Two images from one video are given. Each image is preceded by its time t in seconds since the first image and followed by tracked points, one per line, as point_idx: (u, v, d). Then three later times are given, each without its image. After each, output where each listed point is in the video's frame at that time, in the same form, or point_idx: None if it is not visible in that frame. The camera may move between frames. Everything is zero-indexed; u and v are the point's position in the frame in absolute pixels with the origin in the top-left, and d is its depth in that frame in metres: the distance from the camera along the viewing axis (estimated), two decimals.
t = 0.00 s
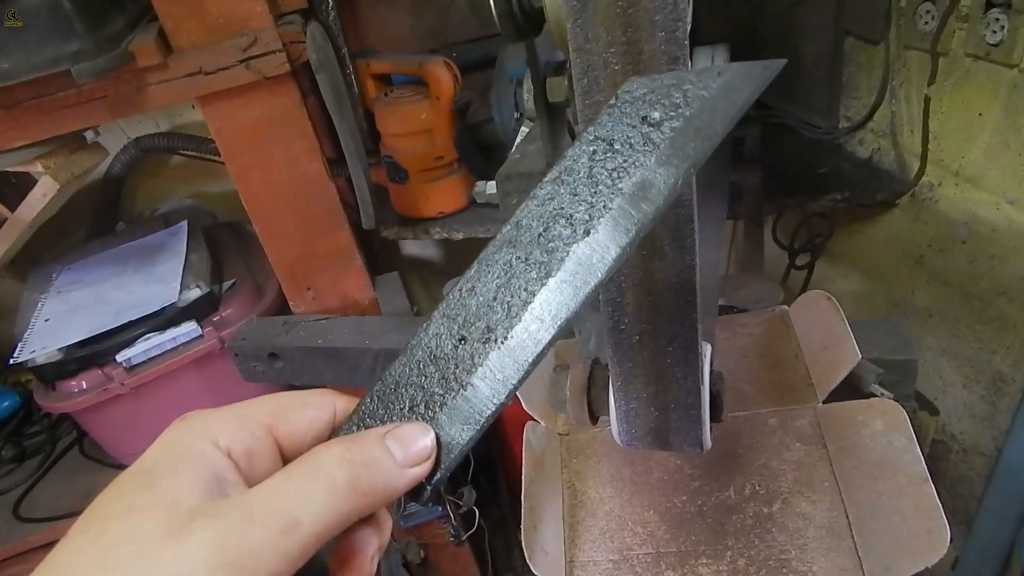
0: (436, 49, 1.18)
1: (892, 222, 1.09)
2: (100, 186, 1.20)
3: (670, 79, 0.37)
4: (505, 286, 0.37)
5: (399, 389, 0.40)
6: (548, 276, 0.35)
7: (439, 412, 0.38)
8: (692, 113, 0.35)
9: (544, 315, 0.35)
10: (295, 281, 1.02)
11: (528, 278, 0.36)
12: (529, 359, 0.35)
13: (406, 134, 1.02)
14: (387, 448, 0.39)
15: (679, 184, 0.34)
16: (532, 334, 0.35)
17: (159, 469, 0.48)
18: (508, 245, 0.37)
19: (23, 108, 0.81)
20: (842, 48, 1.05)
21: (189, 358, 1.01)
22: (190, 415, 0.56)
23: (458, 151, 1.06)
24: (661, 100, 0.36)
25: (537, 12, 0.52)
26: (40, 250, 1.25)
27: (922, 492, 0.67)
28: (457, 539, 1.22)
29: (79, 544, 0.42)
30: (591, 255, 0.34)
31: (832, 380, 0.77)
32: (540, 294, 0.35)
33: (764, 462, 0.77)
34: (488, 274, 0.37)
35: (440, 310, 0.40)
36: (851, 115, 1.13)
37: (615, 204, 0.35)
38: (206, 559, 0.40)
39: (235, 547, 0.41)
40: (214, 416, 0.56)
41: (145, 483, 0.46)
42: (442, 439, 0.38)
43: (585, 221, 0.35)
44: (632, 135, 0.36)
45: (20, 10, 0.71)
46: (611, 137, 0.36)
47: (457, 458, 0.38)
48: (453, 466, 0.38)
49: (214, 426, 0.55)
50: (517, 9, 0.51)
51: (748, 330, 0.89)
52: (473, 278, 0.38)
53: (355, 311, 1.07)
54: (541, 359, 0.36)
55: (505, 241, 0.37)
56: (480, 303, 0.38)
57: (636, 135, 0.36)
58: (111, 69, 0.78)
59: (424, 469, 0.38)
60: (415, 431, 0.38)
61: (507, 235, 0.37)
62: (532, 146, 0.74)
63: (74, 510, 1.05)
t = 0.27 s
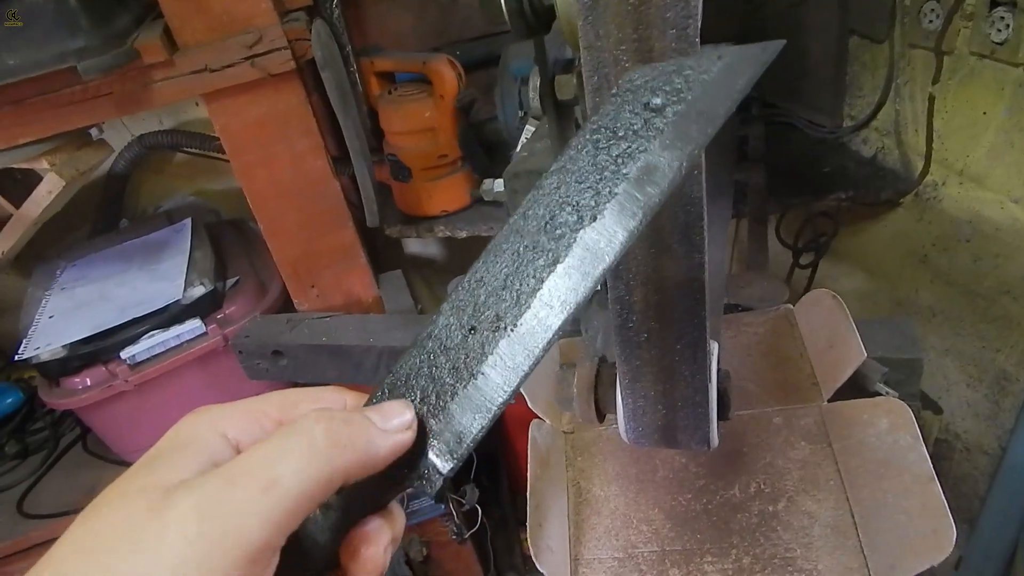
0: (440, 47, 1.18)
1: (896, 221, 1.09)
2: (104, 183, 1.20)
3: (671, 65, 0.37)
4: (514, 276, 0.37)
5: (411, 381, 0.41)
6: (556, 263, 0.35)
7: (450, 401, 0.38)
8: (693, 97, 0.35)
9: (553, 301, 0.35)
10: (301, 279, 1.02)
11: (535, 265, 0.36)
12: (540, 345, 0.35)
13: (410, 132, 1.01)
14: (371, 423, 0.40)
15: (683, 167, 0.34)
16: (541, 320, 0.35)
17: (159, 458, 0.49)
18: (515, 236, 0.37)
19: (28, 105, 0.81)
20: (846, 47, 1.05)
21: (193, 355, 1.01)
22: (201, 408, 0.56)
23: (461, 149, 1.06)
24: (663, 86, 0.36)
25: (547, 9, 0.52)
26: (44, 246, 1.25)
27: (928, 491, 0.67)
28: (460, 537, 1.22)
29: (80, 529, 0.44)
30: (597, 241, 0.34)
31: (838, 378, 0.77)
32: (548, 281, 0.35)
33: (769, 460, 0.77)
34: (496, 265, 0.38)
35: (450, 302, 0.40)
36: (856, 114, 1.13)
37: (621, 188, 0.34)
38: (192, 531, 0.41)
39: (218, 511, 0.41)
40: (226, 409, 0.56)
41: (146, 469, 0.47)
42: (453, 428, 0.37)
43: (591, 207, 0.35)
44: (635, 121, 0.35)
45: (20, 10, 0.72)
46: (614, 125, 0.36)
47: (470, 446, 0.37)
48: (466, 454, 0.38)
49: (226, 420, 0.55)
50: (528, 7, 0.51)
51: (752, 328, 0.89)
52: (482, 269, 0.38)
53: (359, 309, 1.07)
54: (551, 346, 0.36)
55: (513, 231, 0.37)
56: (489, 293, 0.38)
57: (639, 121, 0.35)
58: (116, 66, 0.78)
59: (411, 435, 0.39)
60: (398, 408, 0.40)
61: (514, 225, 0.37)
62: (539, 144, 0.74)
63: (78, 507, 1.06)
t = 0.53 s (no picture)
0: (444, 47, 1.18)
1: (899, 218, 1.09)
2: (110, 183, 1.21)
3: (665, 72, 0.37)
4: (507, 277, 0.37)
5: (405, 380, 0.41)
6: (548, 266, 0.35)
7: (443, 400, 0.38)
8: (686, 103, 0.36)
9: (546, 304, 0.35)
10: (305, 278, 1.03)
11: (528, 267, 0.36)
12: (531, 348, 0.35)
13: (414, 131, 1.02)
14: (376, 414, 0.40)
15: (675, 172, 0.33)
16: (532, 322, 0.35)
17: (173, 453, 0.49)
18: (508, 237, 0.38)
19: (36, 106, 0.81)
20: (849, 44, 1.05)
21: (198, 354, 1.01)
22: (204, 405, 0.56)
23: (465, 148, 1.06)
24: (657, 92, 0.37)
25: (548, 7, 0.53)
26: (51, 247, 1.26)
27: (931, 486, 0.67)
28: (464, 535, 1.23)
29: (101, 526, 0.44)
30: (590, 245, 0.34)
31: (841, 373, 0.77)
32: (540, 284, 0.35)
33: (772, 456, 0.77)
34: (490, 265, 0.38)
35: (444, 302, 0.40)
36: (859, 111, 1.13)
37: (614, 193, 0.34)
38: (212, 526, 0.42)
39: (237, 506, 0.42)
40: (228, 405, 0.56)
41: (161, 466, 0.48)
42: (447, 427, 0.38)
43: (584, 211, 0.35)
44: (629, 126, 0.36)
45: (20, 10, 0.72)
46: (609, 129, 0.37)
47: (461, 445, 0.38)
48: (458, 454, 0.38)
49: (229, 416, 0.55)
50: (529, 5, 0.52)
51: (755, 325, 0.89)
52: (475, 270, 0.39)
53: (364, 307, 1.07)
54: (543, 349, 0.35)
55: (507, 233, 0.38)
56: (482, 294, 0.38)
57: (633, 126, 0.36)
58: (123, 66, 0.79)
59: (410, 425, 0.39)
60: (399, 399, 0.40)
61: (507, 227, 0.38)
62: (541, 141, 0.75)
63: (85, 505, 1.06)
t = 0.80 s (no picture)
0: (439, 48, 1.18)
1: (894, 215, 1.09)
2: (107, 186, 1.21)
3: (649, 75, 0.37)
4: (498, 278, 0.37)
5: (399, 379, 0.42)
6: (539, 266, 0.35)
7: (437, 398, 0.39)
8: (671, 105, 0.35)
9: (536, 303, 0.35)
10: (302, 279, 1.03)
11: (518, 268, 0.36)
12: (522, 345, 0.36)
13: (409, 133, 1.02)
14: (380, 428, 0.40)
15: (661, 174, 0.34)
16: (523, 321, 0.36)
17: (174, 454, 0.49)
18: (498, 238, 0.38)
19: (31, 110, 0.82)
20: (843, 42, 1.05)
21: (196, 357, 1.01)
22: (205, 404, 0.56)
23: (460, 149, 1.07)
24: (643, 94, 0.37)
25: (536, 9, 0.53)
26: (48, 250, 1.26)
27: (923, 482, 0.67)
28: (463, 535, 1.23)
29: (100, 527, 0.43)
30: (578, 245, 0.35)
31: (835, 371, 0.77)
32: (530, 284, 0.36)
33: (767, 454, 0.77)
34: (480, 266, 0.38)
35: (436, 303, 0.40)
36: (853, 109, 1.13)
37: (601, 194, 0.35)
38: (214, 531, 0.41)
39: (242, 510, 0.41)
40: (225, 405, 0.56)
41: (159, 467, 0.47)
42: (441, 423, 0.39)
43: (571, 212, 0.35)
44: (614, 129, 0.36)
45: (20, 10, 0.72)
46: (595, 131, 0.37)
47: (456, 441, 0.39)
48: (453, 449, 0.39)
49: (228, 416, 0.55)
50: (517, 6, 0.52)
51: (750, 324, 0.89)
52: (466, 271, 0.39)
53: (360, 309, 1.08)
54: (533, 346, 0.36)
55: (496, 234, 0.38)
56: (473, 294, 0.38)
57: (619, 128, 0.36)
58: (118, 70, 0.79)
59: (414, 450, 0.39)
60: (407, 418, 0.39)
61: (497, 228, 0.38)
62: (534, 142, 0.75)
63: (84, 508, 1.07)
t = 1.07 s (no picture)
0: (436, 49, 1.18)
1: (890, 216, 1.09)
2: (105, 187, 1.21)
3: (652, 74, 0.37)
4: (499, 278, 0.37)
5: (399, 380, 0.41)
6: (540, 266, 0.35)
7: (438, 399, 0.39)
8: (673, 106, 0.35)
9: (538, 303, 0.36)
10: (299, 280, 1.03)
11: (520, 268, 0.36)
12: (524, 346, 0.36)
13: (406, 133, 1.02)
14: (378, 430, 0.40)
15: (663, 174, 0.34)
16: (525, 321, 0.36)
17: (173, 454, 0.49)
18: (500, 238, 0.38)
19: (28, 110, 0.81)
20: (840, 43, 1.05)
21: (193, 357, 1.01)
22: (204, 406, 0.56)
23: (458, 149, 1.07)
24: (644, 95, 0.37)
25: (531, 9, 0.53)
26: (46, 251, 1.26)
27: (918, 481, 0.67)
28: (461, 535, 1.23)
29: (101, 528, 0.43)
30: (580, 245, 0.35)
31: (831, 370, 0.78)
32: (532, 284, 0.36)
33: (763, 453, 0.77)
34: (482, 267, 0.38)
35: (437, 304, 0.40)
36: (850, 109, 1.13)
37: (602, 195, 0.35)
38: (213, 532, 0.41)
39: (240, 512, 0.41)
40: (225, 407, 0.55)
41: (159, 467, 0.47)
42: (443, 424, 0.39)
43: (573, 213, 0.35)
44: (617, 129, 0.36)
45: (20, 10, 0.72)
46: (597, 132, 0.37)
47: (457, 441, 0.39)
48: (454, 450, 0.39)
49: (228, 417, 0.55)
50: (511, 6, 0.52)
51: (747, 324, 0.89)
52: (467, 271, 0.39)
53: (358, 309, 1.08)
54: (535, 346, 0.36)
55: (497, 234, 0.38)
56: (475, 294, 0.38)
57: (620, 129, 0.36)
58: (114, 70, 0.79)
59: (414, 453, 0.40)
60: (405, 419, 0.40)
61: (498, 228, 0.38)
62: (530, 142, 0.75)
63: (82, 509, 1.07)
